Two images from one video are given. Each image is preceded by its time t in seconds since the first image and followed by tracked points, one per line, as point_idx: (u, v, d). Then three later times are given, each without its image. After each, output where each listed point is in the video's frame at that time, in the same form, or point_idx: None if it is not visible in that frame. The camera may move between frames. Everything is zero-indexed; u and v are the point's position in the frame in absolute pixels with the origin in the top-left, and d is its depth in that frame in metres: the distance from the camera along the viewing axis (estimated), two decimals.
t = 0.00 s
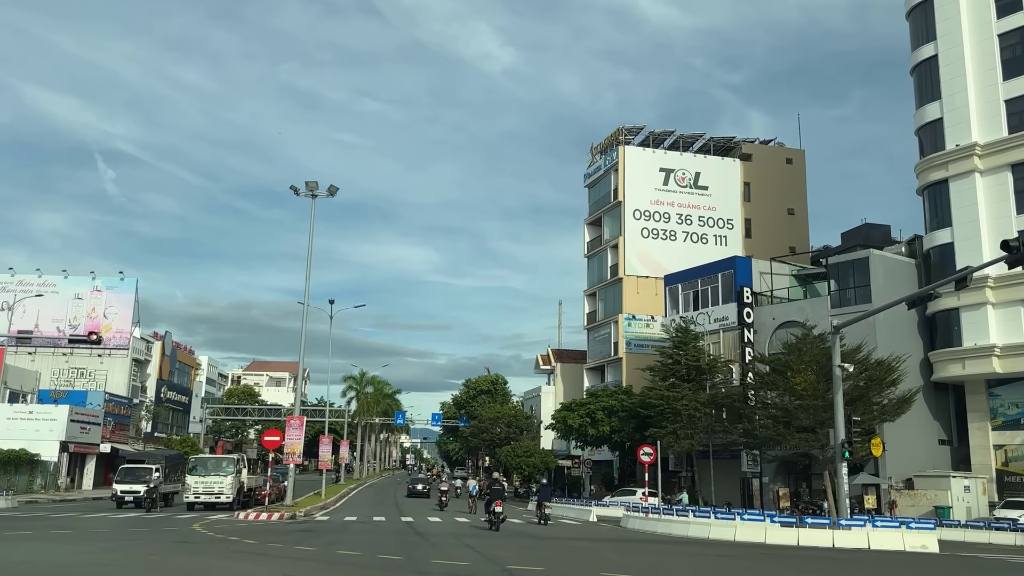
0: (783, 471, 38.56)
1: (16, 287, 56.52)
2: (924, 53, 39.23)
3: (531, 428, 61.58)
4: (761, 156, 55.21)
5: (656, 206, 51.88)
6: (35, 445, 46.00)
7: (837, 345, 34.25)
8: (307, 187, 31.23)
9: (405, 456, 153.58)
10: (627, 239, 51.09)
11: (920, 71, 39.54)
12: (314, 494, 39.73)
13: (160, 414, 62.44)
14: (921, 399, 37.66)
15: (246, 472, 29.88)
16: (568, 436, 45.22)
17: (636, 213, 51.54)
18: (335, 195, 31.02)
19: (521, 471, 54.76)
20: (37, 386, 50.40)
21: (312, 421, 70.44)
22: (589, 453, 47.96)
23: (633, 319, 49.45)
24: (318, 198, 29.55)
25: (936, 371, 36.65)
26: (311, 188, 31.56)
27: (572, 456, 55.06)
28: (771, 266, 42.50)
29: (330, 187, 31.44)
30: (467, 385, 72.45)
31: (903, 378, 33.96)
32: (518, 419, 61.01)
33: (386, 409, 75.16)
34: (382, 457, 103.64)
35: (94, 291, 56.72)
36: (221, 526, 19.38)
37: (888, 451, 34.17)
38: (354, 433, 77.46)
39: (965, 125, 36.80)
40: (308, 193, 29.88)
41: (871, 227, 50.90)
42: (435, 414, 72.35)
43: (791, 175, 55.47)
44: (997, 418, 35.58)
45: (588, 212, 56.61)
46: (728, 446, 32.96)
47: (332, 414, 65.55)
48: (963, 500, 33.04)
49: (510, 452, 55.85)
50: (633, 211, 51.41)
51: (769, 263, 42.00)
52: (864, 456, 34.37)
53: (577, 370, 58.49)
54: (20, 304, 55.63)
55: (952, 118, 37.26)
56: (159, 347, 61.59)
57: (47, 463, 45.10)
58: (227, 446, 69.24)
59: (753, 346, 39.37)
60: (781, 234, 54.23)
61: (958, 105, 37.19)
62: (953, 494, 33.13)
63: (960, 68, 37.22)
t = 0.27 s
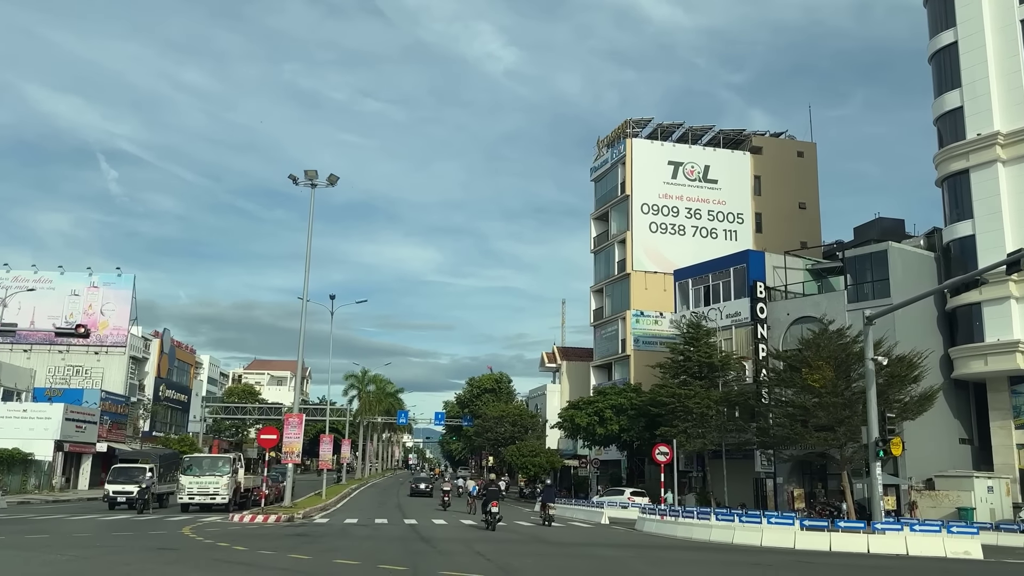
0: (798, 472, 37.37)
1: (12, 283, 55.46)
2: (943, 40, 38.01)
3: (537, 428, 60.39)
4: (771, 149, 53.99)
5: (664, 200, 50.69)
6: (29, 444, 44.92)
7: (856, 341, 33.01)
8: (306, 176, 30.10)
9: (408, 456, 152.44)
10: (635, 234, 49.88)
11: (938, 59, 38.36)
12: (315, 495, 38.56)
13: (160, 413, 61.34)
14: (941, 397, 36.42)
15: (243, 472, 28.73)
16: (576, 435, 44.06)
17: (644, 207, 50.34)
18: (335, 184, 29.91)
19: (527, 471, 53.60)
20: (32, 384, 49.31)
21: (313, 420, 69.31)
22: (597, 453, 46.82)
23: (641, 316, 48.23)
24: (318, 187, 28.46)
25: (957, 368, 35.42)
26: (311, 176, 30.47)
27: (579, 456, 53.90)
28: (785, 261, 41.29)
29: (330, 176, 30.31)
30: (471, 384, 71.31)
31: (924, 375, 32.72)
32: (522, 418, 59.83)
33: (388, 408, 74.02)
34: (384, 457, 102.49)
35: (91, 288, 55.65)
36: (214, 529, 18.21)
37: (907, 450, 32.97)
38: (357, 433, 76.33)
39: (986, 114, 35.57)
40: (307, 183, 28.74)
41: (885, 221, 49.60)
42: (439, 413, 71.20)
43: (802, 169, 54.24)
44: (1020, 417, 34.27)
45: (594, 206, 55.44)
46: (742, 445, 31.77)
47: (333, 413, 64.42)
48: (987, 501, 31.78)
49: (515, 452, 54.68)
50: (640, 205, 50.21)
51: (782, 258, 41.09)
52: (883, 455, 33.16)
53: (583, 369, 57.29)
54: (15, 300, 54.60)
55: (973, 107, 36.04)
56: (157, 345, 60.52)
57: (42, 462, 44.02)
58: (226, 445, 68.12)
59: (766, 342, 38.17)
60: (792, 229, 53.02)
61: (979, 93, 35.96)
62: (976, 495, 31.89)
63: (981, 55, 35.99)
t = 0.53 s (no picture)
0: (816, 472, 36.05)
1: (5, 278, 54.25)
2: (967, 23, 36.60)
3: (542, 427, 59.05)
4: (784, 140, 52.60)
5: (674, 192, 49.31)
6: (21, 443, 43.69)
7: (879, 335, 31.57)
8: (305, 162, 28.76)
9: (411, 455, 151.29)
10: (644, 227, 48.52)
11: (962, 43, 37.02)
12: (315, 495, 37.21)
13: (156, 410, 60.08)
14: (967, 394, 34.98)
15: (238, 471, 27.41)
16: (585, 433, 42.70)
17: (653, 199, 48.96)
18: (335, 171, 28.57)
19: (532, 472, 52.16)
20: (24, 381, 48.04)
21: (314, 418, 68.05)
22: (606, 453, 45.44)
23: (650, 311, 46.87)
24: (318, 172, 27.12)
25: (982, 363, 34.01)
26: (309, 162, 29.14)
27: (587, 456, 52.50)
28: (803, 253, 39.88)
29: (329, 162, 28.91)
30: (475, 382, 69.99)
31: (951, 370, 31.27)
32: (528, 416, 58.50)
33: (391, 406, 72.73)
34: (387, 457, 101.28)
35: (86, 283, 54.39)
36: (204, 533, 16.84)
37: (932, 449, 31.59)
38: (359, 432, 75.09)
39: (1011, 99, 34.18)
40: (306, 169, 27.43)
41: (901, 214, 48.21)
42: (442, 411, 69.92)
43: (816, 161, 52.82)
44: None
45: (602, 199, 54.08)
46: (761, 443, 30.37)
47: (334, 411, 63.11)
48: (1017, 503, 30.30)
49: (521, 451, 53.27)
50: (650, 197, 48.83)
51: (799, 250, 39.65)
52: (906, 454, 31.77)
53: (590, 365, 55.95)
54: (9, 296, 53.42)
55: (998, 93, 34.66)
56: (155, 341, 59.20)
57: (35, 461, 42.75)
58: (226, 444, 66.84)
59: (783, 337, 36.81)
60: (805, 222, 51.63)
61: (1004, 77, 34.56)
62: (1005, 495, 30.45)
63: (1007, 38, 34.59)
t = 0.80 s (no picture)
0: (836, 471, 34.59)
1: None
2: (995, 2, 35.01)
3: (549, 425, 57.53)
4: (798, 128, 51.04)
5: (686, 182, 47.76)
6: (12, 441, 42.24)
7: (908, 327, 29.92)
8: (304, 145, 27.24)
9: (414, 454, 149.97)
10: (655, 218, 46.95)
11: (989, 23, 35.47)
12: (315, 495, 35.77)
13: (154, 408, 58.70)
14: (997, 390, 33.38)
15: (233, 470, 25.96)
16: (594, 430, 41.11)
17: (664, 189, 47.40)
18: (335, 154, 27.03)
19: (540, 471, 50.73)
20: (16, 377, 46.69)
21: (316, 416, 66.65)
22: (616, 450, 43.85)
23: (661, 305, 45.30)
24: (317, 155, 25.62)
25: (1014, 357, 32.44)
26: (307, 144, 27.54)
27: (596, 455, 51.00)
28: (823, 243, 38.33)
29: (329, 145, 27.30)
30: (480, 378, 68.52)
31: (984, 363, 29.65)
32: (535, 414, 57.04)
33: (394, 403, 71.33)
34: (390, 455, 99.90)
35: (81, 277, 53.01)
36: (192, 539, 15.40)
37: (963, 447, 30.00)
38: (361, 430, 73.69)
39: None
40: (304, 151, 25.94)
41: (920, 205, 46.66)
42: (446, 409, 68.48)
43: (831, 150, 51.24)
44: None
45: (611, 190, 52.57)
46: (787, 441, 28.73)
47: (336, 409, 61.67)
48: None
49: (527, 450, 51.79)
50: (661, 188, 47.29)
51: (820, 240, 38.08)
52: (935, 453, 30.20)
53: (599, 362, 54.47)
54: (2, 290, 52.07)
55: None
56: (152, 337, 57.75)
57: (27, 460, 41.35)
58: (226, 442, 65.44)
59: (803, 330, 35.23)
60: (820, 213, 50.08)
61: None
62: None
63: None
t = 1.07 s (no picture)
0: (855, 470, 33.37)
1: None
2: None
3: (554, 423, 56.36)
4: (811, 118, 49.76)
5: (695, 174, 46.52)
6: (4, 439, 41.13)
7: (932, 319, 28.61)
8: (302, 129, 26.00)
9: (417, 453, 148.90)
10: (664, 210, 45.71)
11: (1012, 5, 34.21)
12: (315, 495, 34.60)
13: (152, 405, 57.58)
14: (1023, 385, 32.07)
15: (228, 469, 24.79)
16: (603, 428, 39.90)
17: (673, 180, 46.15)
18: (334, 138, 25.64)
19: (545, 470, 49.59)
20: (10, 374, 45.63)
21: (316, 414, 65.51)
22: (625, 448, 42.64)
23: (670, 300, 44.07)
24: (315, 139, 24.35)
25: None
26: (305, 129, 26.33)
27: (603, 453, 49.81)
28: (840, 234, 37.09)
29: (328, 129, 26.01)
30: (484, 376, 67.30)
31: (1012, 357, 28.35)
32: (540, 411, 55.87)
33: (396, 401, 70.19)
34: (393, 454, 98.82)
35: (77, 272, 51.95)
36: (177, 544, 14.23)
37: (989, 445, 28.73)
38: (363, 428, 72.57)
39: None
40: (301, 135, 24.74)
41: (937, 196, 45.40)
42: (449, 406, 67.31)
43: (844, 141, 49.96)
44: None
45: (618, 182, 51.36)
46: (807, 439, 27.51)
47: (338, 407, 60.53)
48: None
49: (533, 448, 50.60)
50: (670, 179, 46.05)
51: (837, 231, 36.83)
52: (960, 451, 28.94)
53: (605, 358, 53.28)
54: None
55: None
56: (149, 333, 56.61)
57: (19, 457, 40.19)
58: (225, 441, 64.29)
59: (820, 324, 33.99)
60: (833, 206, 48.84)
61: None
62: None
63: None
